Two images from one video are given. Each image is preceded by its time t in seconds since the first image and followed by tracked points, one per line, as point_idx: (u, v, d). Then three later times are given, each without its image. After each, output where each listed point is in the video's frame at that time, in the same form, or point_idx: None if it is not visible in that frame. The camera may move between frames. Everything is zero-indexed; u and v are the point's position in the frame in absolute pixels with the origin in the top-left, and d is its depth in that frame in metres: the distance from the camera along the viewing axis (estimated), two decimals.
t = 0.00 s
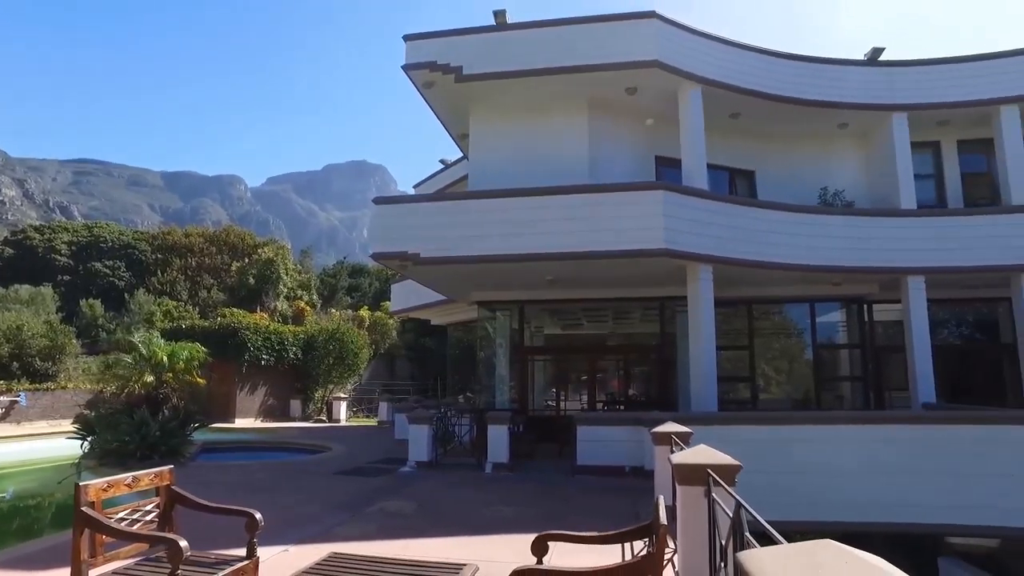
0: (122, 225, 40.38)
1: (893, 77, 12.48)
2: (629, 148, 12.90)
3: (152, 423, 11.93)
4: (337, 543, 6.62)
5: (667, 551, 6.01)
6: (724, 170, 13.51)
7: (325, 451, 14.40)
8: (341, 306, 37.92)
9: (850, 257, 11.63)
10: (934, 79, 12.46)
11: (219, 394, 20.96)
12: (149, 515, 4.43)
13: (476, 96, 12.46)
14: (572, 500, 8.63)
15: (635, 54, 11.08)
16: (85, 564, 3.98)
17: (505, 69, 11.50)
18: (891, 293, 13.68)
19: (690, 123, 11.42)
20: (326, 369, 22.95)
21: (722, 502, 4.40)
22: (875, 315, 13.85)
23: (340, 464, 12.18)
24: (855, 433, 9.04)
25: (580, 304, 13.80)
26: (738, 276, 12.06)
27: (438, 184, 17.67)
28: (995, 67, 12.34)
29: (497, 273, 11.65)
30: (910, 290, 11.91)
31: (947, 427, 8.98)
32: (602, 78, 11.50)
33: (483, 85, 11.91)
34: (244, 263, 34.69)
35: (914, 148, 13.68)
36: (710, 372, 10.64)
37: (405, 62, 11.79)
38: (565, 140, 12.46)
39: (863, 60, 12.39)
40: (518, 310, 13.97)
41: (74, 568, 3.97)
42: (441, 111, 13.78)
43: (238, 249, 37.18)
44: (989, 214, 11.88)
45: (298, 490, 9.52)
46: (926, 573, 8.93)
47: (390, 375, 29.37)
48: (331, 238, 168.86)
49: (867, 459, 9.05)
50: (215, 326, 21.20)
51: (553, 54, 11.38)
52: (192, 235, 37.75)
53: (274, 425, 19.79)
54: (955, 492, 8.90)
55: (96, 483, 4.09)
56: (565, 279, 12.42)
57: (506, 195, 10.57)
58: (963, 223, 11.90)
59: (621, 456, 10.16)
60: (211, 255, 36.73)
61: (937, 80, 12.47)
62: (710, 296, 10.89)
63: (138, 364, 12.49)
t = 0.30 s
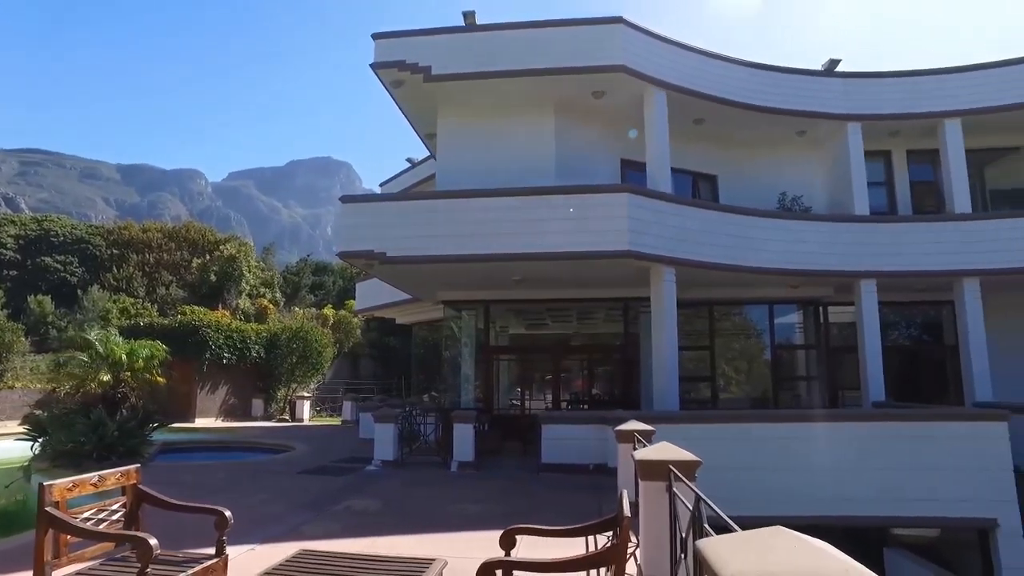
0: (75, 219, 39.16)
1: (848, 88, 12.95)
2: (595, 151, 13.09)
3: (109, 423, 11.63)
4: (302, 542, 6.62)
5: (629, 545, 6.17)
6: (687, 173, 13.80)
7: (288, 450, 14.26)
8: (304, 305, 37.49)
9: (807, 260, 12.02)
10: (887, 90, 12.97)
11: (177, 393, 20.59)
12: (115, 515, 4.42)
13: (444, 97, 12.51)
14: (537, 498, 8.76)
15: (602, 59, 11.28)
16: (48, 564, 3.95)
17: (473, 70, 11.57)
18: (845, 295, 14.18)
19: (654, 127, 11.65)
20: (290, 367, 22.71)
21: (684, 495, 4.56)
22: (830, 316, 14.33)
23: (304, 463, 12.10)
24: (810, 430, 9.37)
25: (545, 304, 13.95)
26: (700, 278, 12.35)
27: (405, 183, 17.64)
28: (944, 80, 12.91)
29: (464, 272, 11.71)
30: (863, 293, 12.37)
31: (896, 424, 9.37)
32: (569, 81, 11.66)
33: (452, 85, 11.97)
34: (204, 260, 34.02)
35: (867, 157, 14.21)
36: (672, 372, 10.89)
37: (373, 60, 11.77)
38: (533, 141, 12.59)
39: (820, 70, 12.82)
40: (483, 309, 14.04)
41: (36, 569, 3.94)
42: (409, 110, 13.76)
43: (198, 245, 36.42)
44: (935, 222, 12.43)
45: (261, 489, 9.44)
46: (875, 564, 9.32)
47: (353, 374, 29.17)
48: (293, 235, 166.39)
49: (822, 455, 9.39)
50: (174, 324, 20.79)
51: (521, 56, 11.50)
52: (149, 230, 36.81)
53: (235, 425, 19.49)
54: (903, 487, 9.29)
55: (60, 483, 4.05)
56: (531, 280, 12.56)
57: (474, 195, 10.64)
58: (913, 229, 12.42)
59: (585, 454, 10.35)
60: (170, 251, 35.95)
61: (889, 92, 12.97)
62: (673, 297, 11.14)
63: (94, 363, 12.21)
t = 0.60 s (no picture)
0: (21, 211, 37.73)
1: (804, 96, 13.36)
2: (559, 152, 13.23)
3: (59, 423, 11.23)
4: (262, 541, 6.57)
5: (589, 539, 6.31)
6: (649, 176, 14.04)
7: (246, 449, 14.06)
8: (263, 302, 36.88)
9: (763, 263, 12.38)
10: (840, 100, 13.44)
11: (130, 391, 20.10)
12: (72, 515, 4.35)
13: (409, 95, 12.49)
14: (498, 495, 8.86)
15: (567, 61, 11.43)
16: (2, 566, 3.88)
17: (439, 69, 11.59)
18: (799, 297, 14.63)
19: (618, 129, 11.83)
20: (250, 364, 22.34)
21: (642, 491, 4.71)
22: (785, 318, 14.77)
23: (263, 462, 11.97)
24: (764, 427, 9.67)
25: (508, 303, 14.04)
26: (661, 278, 12.60)
27: (368, 180, 17.53)
28: (894, 92, 13.42)
29: (428, 271, 11.73)
30: (816, 295, 12.82)
31: (845, 421, 9.75)
32: (534, 82, 11.77)
33: (417, 84, 11.96)
34: (159, 255, 33.17)
35: (821, 164, 14.69)
36: (632, 371, 11.10)
37: (338, 56, 11.69)
38: (498, 141, 12.67)
39: (778, 78, 13.19)
40: (446, 308, 14.06)
41: None
42: (373, 107, 13.69)
43: (153, 239, 35.50)
44: (884, 228, 12.94)
45: (219, 489, 9.31)
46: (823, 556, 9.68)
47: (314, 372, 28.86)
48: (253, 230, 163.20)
49: (774, 452, 9.70)
50: (128, 320, 20.26)
51: (487, 56, 11.57)
52: (101, 224, 35.71)
53: (190, 424, 19.09)
54: (850, 482, 9.67)
55: (16, 483, 3.97)
56: (494, 279, 12.64)
57: (438, 193, 10.66)
58: (862, 234, 12.91)
59: (546, 452, 10.48)
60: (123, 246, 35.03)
61: (841, 101, 13.45)
62: (634, 298, 11.35)
63: (44, 360, 11.90)
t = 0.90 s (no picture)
0: None
1: (760, 102, 13.72)
2: (521, 151, 13.30)
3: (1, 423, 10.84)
4: (218, 540, 6.49)
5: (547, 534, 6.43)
6: (610, 176, 14.23)
7: (200, 448, 13.78)
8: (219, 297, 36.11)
9: (719, 264, 12.70)
10: (794, 106, 13.84)
11: (77, 389, 19.43)
12: (19, 517, 4.24)
13: (371, 91, 12.40)
14: (458, 492, 8.90)
15: (531, 62, 11.51)
16: None
17: (402, 65, 11.54)
18: (754, 298, 15.03)
19: (580, 130, 11.96)
20: (205, 361, 21.85)
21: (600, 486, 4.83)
22: (739, 317, 15.17)
23: (218, 461, 11.76)
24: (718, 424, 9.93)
25: (468, 301, 14.07)
26: (620, 278, 12.80)
27: (329, 175, 17.35)
28: (846, 100, 13.89)
29: (389, 268, 11.68)
30: (769, 295, 13.21)
31: (795, 418, 10.08)
32: (498, 81, 11.81)
33: (380, 80, 11.89)
34: (110, 248, 32.16)
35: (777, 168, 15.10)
36: (591, 369, 11.25)
37: (300, 49, 11.55)
38: (461, 139, 12.69)
39: (735, 84, 13.51)
40: (407, 306, 14.02)
41: None
42: (335, 101, 13.54)
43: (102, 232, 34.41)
44: (834, 231, 13.38)
45: (173, 488, 9.13)
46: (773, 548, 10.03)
47: (271, 369, 28.53)
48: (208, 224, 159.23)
49: (728, 448, 9.97)
50: (75, 315, 19.59)
51: (451, 54, 11.57)
52: (47, 215, 34.43)
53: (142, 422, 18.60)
54: (799, 477, 9.99)
55: None
56: (456, 277, 12.66)
57: (401, 190, 10.61)
58: (813, 237, 13.35)
59: (506, 449, 10.55)
60: (71, 238, 33.83)
61: (796, 108, 13.85)
62: (593, 297, 11.52)
63: None
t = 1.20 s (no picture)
0: None
1: (715, 105, 14.04)
2: (480, 148, 13.32)
3: None
4: (165, 539, 6.38)
5: (499, 528, 6.52)
6: (568, 175, 14.36)
7: (148, 447, 13.43)
8: (169, 291, 35.24)
9: (673, 264, 12.97)
10: (748, 111, 14.20)
11: (14, 387, 18.58)
12: None
13: (328, 83, 12.23)
14: (413, 488, 8.92)
15: (490, 60, 11.53)
16: None
17: (361, 59, 11.43)
18: (706, 297, 15.40)
19: (538, 129, 12.05)
20: (154, 357, 21.21)
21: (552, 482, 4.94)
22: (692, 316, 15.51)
23: (167, 460, 11.49)
24: (670, 420, 10.15)
25: (426, 297, 14.04)
26: (577, 276, 12.96)
27: (284, 169, 17.07)
28: (796, 107, 14.32)
29: (345, 263, 11.58)
30: (722, 295, 13.55)
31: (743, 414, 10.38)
32: (458, 78, 11.81)
33: (338, 73, 11.74)
34: (52, 238, 30.97)
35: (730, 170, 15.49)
36: (547, 366, 11.37)
37: (256, 40, 11.33)
38: (420, 135, 12.65)
39: (691, 87, 13.78)
40: (363, 302, 13.82)
41: None
42: (291, 94, 13.32)
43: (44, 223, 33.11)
44: (783, 233, 13.80)
45: (118, 488, 8.89)
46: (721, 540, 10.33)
47: (223, 366, 27.86)
48: (158, 215, 154.49)
49: (680, 443, 10.20)
50: (13, 309, 18.71)
51: (411, 49, 11.51)
52: None
53: (86, 421, 18.00)
54: (746, 471, 10.30)
55: None
56: (414, 273, 12.62)
57: (358, 184, 10.51)
58: (764, 239, 13.74)
59: (461, 445, 10.60)
60: (8, 227, 32.34)
61: (749, 112, 14.21)
62: (550, 294, 11.63)
63: None
